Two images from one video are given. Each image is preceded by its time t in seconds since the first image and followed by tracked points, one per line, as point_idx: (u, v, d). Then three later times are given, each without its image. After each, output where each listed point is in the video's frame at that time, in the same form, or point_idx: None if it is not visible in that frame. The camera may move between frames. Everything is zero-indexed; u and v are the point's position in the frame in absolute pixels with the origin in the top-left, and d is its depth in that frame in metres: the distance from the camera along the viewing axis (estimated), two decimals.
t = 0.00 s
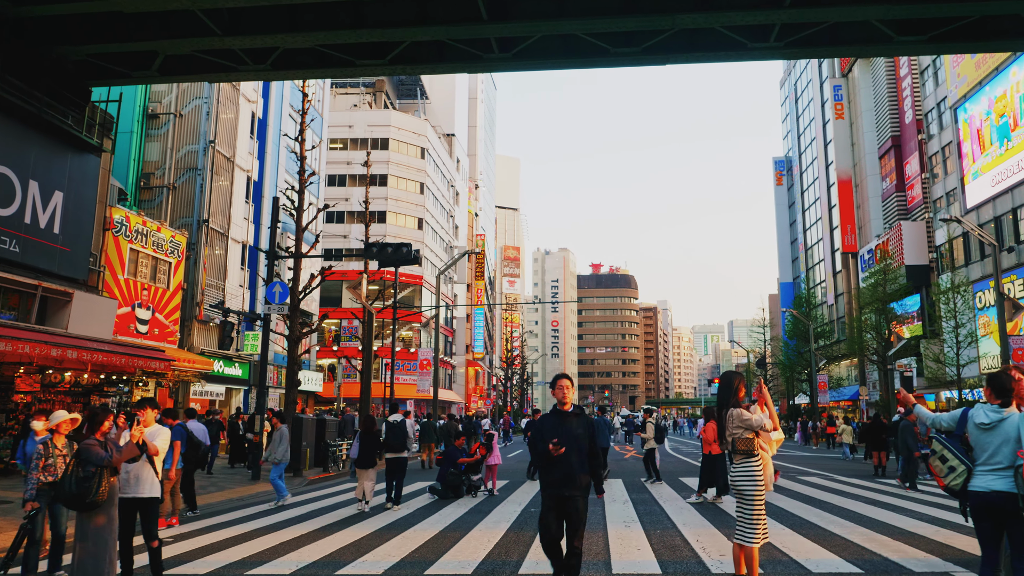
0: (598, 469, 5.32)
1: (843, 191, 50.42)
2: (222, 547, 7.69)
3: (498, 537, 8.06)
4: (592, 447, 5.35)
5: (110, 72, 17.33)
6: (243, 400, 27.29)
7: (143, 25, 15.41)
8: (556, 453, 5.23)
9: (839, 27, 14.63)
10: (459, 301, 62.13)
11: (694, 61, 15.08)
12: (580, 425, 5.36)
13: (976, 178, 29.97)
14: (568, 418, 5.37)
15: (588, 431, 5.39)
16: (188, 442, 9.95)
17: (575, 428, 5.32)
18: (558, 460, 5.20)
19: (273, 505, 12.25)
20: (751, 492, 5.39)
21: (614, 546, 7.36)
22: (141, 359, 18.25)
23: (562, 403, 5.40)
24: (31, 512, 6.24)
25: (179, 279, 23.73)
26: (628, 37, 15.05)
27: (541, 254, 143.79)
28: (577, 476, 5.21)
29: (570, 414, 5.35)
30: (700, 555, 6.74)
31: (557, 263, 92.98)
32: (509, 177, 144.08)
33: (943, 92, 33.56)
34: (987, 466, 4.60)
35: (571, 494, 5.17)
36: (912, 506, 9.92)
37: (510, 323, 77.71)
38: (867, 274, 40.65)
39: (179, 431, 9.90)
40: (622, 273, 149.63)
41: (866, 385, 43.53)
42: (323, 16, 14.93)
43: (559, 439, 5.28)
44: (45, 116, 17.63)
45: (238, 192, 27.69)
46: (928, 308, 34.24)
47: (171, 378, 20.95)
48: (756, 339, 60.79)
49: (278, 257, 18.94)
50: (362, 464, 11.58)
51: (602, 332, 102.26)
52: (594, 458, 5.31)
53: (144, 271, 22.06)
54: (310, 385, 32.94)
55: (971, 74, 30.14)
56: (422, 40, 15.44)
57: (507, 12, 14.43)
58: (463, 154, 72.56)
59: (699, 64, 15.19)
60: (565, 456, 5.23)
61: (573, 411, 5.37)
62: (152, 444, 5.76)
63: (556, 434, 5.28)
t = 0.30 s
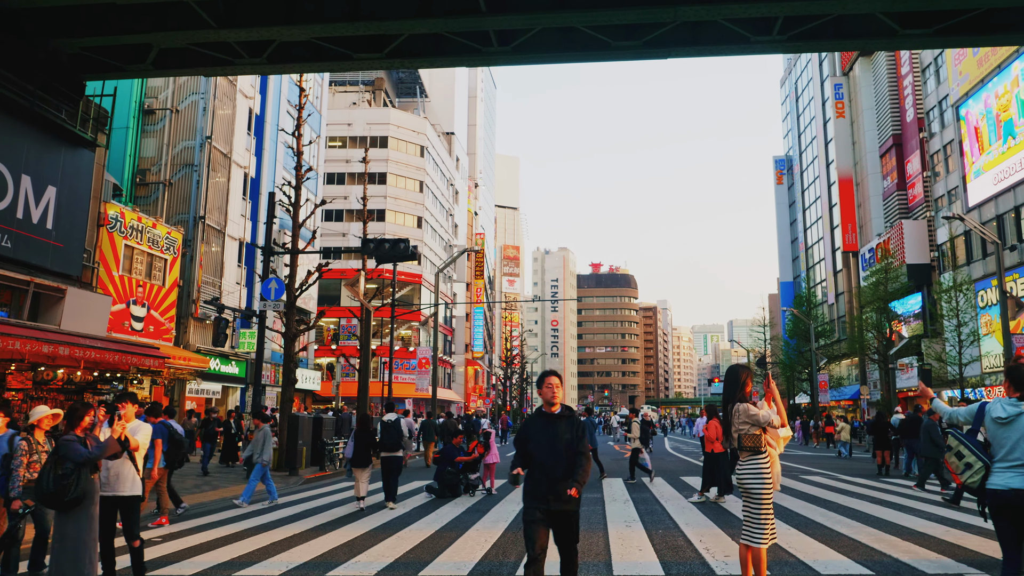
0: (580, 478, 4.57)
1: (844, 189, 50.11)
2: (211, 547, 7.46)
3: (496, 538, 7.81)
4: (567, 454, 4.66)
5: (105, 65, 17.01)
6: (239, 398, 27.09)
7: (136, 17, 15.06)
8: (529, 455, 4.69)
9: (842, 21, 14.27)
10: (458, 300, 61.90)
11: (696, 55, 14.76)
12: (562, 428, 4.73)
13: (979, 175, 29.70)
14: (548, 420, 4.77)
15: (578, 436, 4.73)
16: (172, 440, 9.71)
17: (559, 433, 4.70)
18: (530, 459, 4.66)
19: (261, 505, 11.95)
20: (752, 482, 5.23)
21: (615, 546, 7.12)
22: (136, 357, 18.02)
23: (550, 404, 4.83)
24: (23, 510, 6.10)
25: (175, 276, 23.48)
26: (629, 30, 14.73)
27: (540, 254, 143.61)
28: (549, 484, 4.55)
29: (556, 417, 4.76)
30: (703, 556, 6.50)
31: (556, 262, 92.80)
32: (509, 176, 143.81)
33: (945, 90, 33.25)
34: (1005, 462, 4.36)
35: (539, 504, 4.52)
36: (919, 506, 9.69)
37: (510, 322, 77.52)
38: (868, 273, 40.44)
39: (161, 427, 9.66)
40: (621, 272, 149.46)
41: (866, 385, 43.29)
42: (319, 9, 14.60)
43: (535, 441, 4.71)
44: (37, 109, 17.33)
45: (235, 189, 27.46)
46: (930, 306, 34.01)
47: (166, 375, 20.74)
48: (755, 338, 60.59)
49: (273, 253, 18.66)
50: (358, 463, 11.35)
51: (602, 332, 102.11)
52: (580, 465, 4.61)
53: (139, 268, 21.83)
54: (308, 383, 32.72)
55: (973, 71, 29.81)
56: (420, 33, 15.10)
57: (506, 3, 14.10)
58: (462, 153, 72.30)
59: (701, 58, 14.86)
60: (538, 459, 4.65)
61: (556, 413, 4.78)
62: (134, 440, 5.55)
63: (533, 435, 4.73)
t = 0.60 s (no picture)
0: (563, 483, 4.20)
1: (845, 187, 49.81)
2: (201, 550, 7.28)
3: (492, 541, 7.63)
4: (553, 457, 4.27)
5: (99, 61, 16.70)
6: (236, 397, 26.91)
7: (129, 11, 14.80)
8: (504, 449, 4.26)
9: (843, 14, 14.03)
10: (457, 299, 61.71)
11: (697, 50, 14.51)
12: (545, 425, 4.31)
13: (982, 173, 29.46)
14: (527, 415, 4.33)
15: (560, 433, 4.33)
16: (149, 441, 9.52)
17: (540, 428, 4.27)
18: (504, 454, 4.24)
19: (248, 506, 11.73)
20: (758, 486, 5.06)
21: (615, 550, 6.94)
22: (130, 355, 17.84)
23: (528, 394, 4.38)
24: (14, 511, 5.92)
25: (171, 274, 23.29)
26: (629, 24, 14.48)
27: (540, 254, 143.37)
28: (529, 488, 4.14)
29: (535, 409, 4.32)
30: (707, 561, 6.32)
31: (556, 261, 92.55)
32: (509, 175, 143.61)
33: (946, 88, 33.01)
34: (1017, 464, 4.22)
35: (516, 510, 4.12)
36: (926, 509, 9.52)
37: (509, 322, 77.36)
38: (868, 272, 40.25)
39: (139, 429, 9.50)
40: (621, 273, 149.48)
41: (867, 384, 43.12)
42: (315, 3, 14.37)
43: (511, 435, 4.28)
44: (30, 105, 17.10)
45: (231, 187, 27.26)
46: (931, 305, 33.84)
47: (163, 374, 20.59)
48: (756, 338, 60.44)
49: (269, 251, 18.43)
50: (352, 463, 11.20)
51: (601, 332, 102.04)
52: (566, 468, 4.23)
53: (135, 266, 21.69)
54: (306, 383, 32.52)
55: (975, 69, 29.61)
56: (418, 28, 14.90)
57: None
58: (461, 152, 72.08)
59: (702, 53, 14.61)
60: (514, 457, 4.22)
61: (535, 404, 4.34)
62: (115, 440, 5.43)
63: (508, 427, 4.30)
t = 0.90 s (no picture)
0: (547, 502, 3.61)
1: (846, 187, 49.61)
2: (193, 551, 7.16)
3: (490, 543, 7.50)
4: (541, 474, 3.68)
5: (94, 57, 16.56)
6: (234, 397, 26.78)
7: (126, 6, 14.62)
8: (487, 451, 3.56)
9: (848, 8, 13.89)
10: (456, 298, 61.55)
11: (698, 45, 14.39)
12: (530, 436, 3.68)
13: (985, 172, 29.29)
14: (512, 420, 3.67)
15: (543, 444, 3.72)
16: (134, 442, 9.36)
17: (524, 435, 3.64)
18: (483, 465, 3.56)
19: (242, 506, 11.56)
20: (764, 485, 4.96)
21: (617, 553, 6.81)
22: (126, 354, 17.70)
23: (509, 393, 3.72)
24: None
25: (168, 273, 23.12)
26: (630, 19, 14.35)
27: (539, 253, 143.22)
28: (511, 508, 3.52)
29: (518, 413, 3.68)
30: (712, 565, 6.18)
31: (554, 260, 92.28)
32: (509, 175, 143.55)
33: (948, 86, 32.88)
34: None
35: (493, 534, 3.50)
36: (933, 510, 9.40)
37: (508, 321, 77.19)
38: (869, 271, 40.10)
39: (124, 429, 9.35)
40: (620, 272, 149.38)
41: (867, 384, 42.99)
42: None
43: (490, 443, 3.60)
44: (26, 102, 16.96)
45: (229, 185, 27.10)
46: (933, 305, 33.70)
47: (160, 373, 20.45)
48: (756, 338, 60.31)
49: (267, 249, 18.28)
50: (349, 462, 11.07)
51: (600, 332, 101.89)
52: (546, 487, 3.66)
53: (132, 265, 21.46)
54: (304, 382, 32.36)
55: (977, 66, 29.48)
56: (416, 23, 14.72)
57: None
58: (461, 150, 71.89)
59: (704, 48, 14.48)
60: (494, 469, 3.56)
61: (520, 408, 3.69)
62: (102, 439, 5.34)
63: (489, 431, 3.59)
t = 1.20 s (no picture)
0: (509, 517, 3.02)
1: (846, 186, 49.43)
2: (183, 555, 7.02)
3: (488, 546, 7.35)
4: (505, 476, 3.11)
5: (90, 54, 16.41)
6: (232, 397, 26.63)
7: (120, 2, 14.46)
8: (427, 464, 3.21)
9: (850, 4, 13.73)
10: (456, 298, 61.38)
11: (698, 41, 14.25)
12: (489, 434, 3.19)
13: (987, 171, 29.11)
14: (473, 422, 3.24)
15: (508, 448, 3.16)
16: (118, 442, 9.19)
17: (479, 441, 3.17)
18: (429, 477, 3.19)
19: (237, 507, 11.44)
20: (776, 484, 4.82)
21: (617, 557, 6.65)
22: (122, 353, 17.56)
23: (472, 392, 3.31)
24: None
25: (165, 272, 22.97)
26: (630, 15, 14.19)
27: (539, 253, 143.02)
28: (463, 524, 3.07)
29: (476, 413, 3.23)
30: (716, 569, 6.03)
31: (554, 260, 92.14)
32: (508, 175, 143.53)
33: (949, 83, 32.76)
34: None
35: (442, 550, 3.07)
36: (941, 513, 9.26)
37: (507, 321, 77.02)
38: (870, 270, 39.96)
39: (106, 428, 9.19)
40: (620, 272, 149.28)
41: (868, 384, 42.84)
42: None
43: (441, 450, 3.22)
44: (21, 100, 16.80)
45: (227, 184, 26.93)
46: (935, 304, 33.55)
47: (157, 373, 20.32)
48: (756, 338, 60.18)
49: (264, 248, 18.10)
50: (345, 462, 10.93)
51: (600, 331, 101.79)
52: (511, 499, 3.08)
53: (128, 264, 21.32)
54: (303, 382, 32.21)
55: (979, 64, 29.36)
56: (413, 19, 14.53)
57: None
58: (460, 150, 71.69)
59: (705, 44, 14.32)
60: (444, 477, 3.16)
61: (481, 406, 3.25)
62: (87, 441, 5.23)
63: (436, 443, 3.23)
